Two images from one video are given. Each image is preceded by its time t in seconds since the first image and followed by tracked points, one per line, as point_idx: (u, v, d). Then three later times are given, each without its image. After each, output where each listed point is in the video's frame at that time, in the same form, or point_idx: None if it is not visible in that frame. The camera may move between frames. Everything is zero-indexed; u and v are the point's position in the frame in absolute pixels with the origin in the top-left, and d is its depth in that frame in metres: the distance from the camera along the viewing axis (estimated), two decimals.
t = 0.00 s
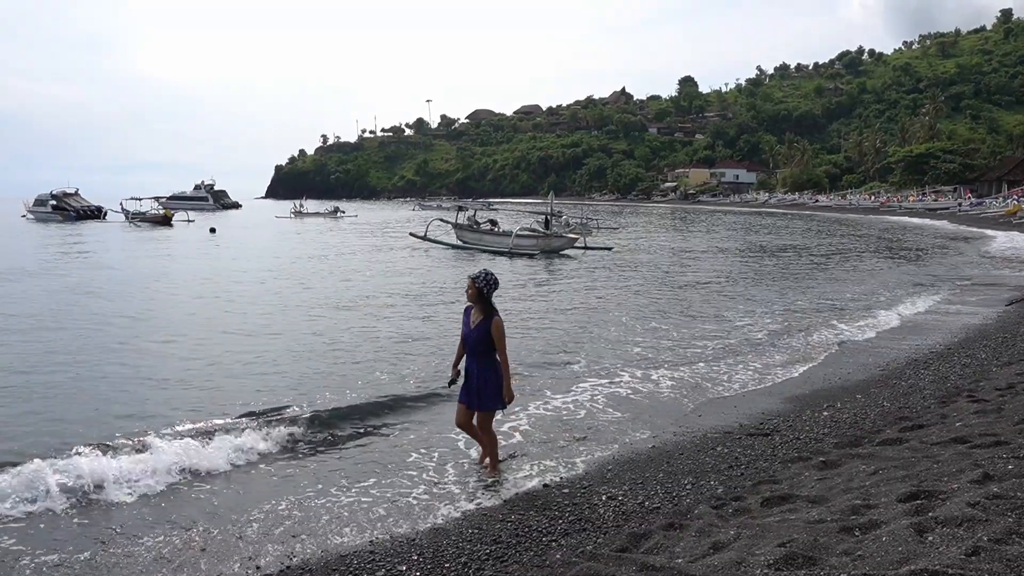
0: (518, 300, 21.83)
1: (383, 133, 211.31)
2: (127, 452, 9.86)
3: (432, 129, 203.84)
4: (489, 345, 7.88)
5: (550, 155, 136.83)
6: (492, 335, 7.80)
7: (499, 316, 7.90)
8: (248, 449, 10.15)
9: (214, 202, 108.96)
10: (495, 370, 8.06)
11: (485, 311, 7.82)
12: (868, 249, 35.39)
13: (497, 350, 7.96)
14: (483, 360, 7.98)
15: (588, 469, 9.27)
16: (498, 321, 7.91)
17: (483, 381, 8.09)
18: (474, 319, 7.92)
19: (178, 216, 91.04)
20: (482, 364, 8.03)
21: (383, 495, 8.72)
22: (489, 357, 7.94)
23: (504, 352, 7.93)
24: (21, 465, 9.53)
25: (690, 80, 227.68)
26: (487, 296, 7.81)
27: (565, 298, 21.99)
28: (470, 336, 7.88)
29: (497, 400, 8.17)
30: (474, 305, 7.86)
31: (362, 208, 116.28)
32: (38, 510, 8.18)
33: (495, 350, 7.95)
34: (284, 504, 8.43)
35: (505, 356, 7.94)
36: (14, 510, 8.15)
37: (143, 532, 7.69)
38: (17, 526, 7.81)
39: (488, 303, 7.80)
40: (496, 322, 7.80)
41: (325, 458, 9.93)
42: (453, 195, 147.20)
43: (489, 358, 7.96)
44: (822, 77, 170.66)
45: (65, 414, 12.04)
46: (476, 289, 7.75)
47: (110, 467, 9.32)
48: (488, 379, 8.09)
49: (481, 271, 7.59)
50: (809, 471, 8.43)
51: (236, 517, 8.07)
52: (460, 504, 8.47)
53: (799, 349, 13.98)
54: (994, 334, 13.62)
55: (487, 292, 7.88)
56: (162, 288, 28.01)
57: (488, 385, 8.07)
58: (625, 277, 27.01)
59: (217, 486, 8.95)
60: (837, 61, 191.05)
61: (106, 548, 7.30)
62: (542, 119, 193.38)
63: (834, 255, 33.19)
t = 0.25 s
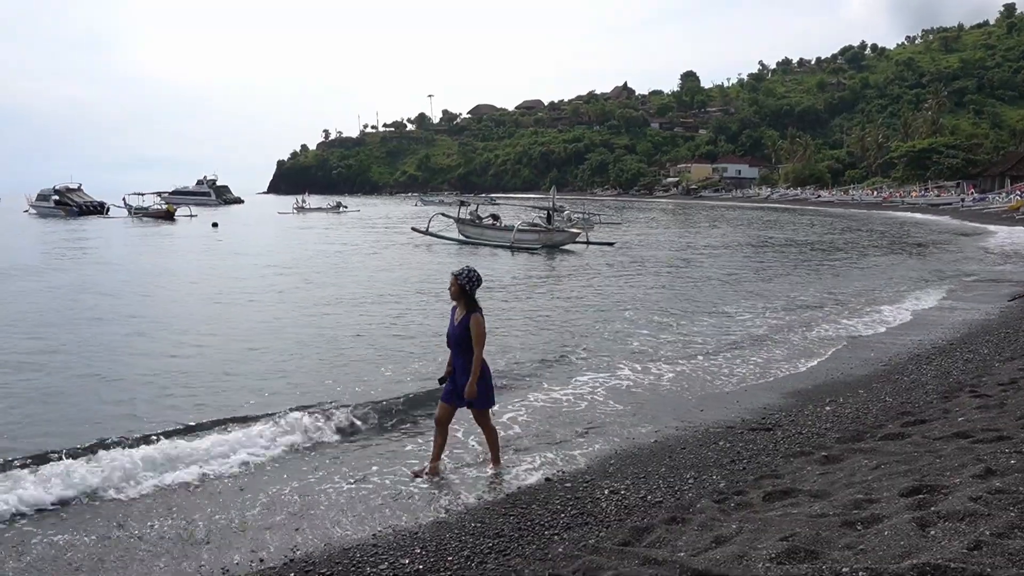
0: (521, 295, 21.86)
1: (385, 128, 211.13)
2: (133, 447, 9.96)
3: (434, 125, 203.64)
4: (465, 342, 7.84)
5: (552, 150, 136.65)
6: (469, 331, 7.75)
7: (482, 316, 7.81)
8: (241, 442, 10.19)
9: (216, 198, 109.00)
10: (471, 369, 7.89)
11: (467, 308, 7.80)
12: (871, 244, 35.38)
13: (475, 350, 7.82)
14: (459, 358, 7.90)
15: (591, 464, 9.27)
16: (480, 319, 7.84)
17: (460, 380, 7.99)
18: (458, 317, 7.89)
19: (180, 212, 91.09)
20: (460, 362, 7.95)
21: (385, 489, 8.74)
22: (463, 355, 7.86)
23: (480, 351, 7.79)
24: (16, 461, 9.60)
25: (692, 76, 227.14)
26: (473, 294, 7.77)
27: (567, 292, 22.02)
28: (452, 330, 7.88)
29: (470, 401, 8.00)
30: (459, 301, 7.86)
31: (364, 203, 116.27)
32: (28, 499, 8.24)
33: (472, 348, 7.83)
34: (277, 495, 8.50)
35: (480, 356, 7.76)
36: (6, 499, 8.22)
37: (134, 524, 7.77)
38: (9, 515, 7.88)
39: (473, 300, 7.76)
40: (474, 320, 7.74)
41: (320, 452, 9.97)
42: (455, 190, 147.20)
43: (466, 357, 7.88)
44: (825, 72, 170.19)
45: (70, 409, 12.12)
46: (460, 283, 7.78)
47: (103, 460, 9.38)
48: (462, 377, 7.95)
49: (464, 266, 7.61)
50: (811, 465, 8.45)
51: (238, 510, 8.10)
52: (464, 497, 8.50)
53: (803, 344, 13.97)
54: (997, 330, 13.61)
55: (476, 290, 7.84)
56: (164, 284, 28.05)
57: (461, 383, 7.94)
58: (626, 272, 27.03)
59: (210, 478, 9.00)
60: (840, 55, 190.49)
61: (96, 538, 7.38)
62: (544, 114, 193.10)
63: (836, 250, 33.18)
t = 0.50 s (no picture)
0: (530, 291, 21.87)
1: (394, 125, 211.28)
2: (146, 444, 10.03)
3: (442, 121, 203.59)
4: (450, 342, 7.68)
5: (561, 146, 136.45)
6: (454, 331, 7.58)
7: (465, 314, 7.66)
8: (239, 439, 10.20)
9: (225, 194, 109.38)
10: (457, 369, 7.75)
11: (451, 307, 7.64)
12: (882, 241, 35.18)
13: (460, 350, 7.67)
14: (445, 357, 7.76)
15: (600, 460, 9.27)
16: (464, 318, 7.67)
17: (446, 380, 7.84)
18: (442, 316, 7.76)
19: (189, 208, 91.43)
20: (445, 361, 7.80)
21: (395, 485, 8.75)
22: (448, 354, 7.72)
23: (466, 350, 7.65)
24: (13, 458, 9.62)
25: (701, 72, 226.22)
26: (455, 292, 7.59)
27: (577, 289, 22.01)
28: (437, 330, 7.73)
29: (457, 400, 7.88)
30: (441, 300, 7.73)
31: (372, 200, 116.47)
32: (25, 494, 8.27)
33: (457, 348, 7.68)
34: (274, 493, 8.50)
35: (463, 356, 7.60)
36: (2, 493, 8.25)
37: (139, 518, 7.83)
38: (4, 509, 7.90)
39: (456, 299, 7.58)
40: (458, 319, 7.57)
41: (324, 449, 9.97)
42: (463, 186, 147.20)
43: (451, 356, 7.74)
44: (835, 68, 169.21)
45: (82, 405, 12.23)
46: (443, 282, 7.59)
47: (115, 459, 9.46)
48: (447, 377, 7.80)
49: (444, 264, 7.48)
50: (820, 463, 8.43)
51: (248, 506, 8.14)
52: (473, 492, 8.52)
53: (813, 341, 13.91)
54: (1009, 327, 13.53)
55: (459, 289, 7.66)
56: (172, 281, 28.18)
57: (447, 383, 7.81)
58: (634, 268, 27.03)
59: (208, 474, 9.00)
60: (851, 51, 189.28)
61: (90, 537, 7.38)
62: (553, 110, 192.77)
63: (847, 246, 33.05)
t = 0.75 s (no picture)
0: (539, 292, 21.90)
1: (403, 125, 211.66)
2: (158, 443, 10.11)
3: (451, 121, 203.84)
4: (445, 345, 7.54)
5: (569, 146, 136.37)
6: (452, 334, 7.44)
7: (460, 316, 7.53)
8: (243, 439, 10.26)
9: (235, 194, 109.86)
10: (457, 371, 7.65)
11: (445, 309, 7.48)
12: (892, 242, 35.06)
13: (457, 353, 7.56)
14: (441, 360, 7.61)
15: (608, 461, 9.26)
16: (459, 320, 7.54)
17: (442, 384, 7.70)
18: (434, 319, 7.59)
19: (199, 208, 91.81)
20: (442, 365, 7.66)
21: (403, 485, 8.77)
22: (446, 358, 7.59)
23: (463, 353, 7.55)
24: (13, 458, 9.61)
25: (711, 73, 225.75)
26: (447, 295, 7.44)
27: (586, 289, 22.04)
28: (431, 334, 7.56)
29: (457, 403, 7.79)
30: (432, 304, 7.54)
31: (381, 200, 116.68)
32: (38, 494, 8.35)
33: (456, 351, 7.56)
34: (278, 493, 8.51)
35: (465, 358, 7.53)
36: (15, 493, 8.33)
37: (150, 517, 7.88)
38: (18, 508, 7.99)
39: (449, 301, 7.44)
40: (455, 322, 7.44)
41: (330, 447, 9.98)
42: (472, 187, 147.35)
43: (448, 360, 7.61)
44: (846, 68, 168.51)
45: (95, 404, 12.33)
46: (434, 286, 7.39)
47: (128, 458, 9.53)
48: (448, 381, 7.67)
49: (433, 267, 7.29)
50: (830, 465, 8.40)
51: (258, 505, 8.18)
52: (481, 493, 8.53)
53: (823, 342, 13.86)
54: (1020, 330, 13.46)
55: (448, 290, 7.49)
56: (182, 281, 28.29)
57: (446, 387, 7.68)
58: (644, 269, 26.96)
59: (218, 473, 9.06)
60: (862, 51, 188.39)
61: (91, 538, 7.38)
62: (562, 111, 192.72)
63: (858, 247, 32.95)
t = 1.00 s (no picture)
0: (550, 291, 21.95)
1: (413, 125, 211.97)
2: (171, 442, 10.19)
3: (460, 121, 204.04)
4: (442, 351, 7.43)
5: (579, 146, 136.24)
6: (450, 339, 7.34)
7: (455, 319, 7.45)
8: (250, 439, 10.29)
9: (245, 194, 110.34)
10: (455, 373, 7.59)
11: (440, 314, 7.37)
12: (904, 241, 34.92)
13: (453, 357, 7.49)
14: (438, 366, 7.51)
15: (618, 461, 9.25)
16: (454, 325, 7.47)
17: (438, 389, 7.60)
18: (426, 324, 7.45)
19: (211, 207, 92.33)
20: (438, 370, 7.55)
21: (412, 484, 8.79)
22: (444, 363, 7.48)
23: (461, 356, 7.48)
24: (22, 458, 9.67)
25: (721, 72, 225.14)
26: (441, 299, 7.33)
27: (596, 289, 22.08)
28: (426, 340, 7.42)
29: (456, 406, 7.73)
30: (425, 309, 7.40)
31: (390, 200, 116.90)
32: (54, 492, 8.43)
33: (453, 354, 7.49)
34: (286, 492, 8.53)
35: (463, 360, 7.49)
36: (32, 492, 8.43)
37: (164, 513, 7.96)
38: (35, 506, 8.08)
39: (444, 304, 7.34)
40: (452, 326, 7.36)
41: (341, 445, 10.02)
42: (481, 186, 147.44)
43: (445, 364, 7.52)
44: (857, 68, 167.64)
45: (109, 403, 12.46)
46: (428, 291, 7.25)
47: (143, 456, 9.62)
48: (448, 385, 7.59)
49: (428, 272, 7.15)
50: (840, 466, 8.36)
51: (269, 503, 8.23)
52: (490, 492, 8.54)
53: (834, 342, 13.81)
54: None
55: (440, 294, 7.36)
56: (194, 280, 28.47)
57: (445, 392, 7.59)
58: (654, 268, 26.95)
59: (231, 471, 9.13)
60: (873, 50, 187.39)
61: (106, 535, 7.45)
62: (571, 111, 192.59)
63: (869, 247, 32.84)
